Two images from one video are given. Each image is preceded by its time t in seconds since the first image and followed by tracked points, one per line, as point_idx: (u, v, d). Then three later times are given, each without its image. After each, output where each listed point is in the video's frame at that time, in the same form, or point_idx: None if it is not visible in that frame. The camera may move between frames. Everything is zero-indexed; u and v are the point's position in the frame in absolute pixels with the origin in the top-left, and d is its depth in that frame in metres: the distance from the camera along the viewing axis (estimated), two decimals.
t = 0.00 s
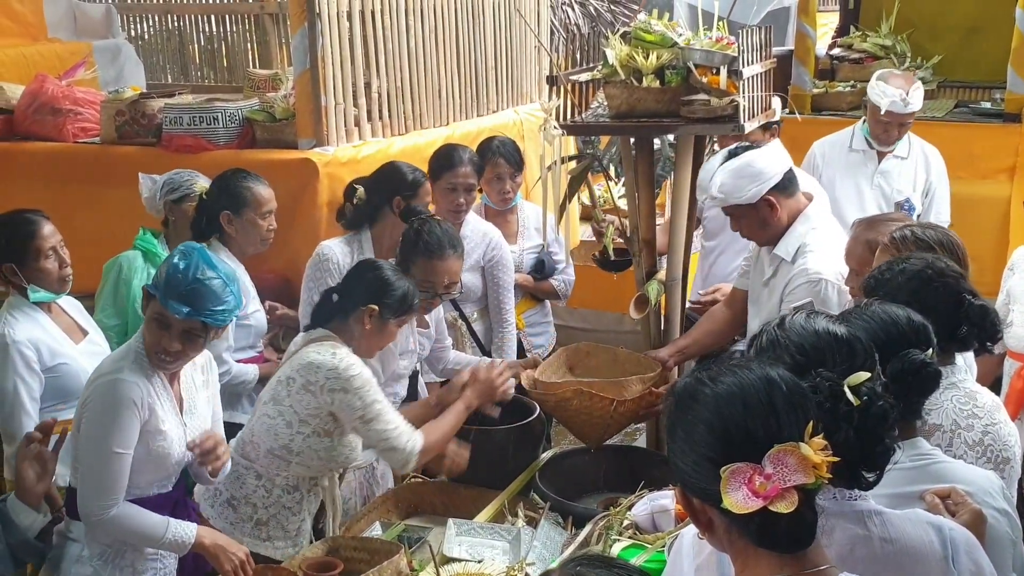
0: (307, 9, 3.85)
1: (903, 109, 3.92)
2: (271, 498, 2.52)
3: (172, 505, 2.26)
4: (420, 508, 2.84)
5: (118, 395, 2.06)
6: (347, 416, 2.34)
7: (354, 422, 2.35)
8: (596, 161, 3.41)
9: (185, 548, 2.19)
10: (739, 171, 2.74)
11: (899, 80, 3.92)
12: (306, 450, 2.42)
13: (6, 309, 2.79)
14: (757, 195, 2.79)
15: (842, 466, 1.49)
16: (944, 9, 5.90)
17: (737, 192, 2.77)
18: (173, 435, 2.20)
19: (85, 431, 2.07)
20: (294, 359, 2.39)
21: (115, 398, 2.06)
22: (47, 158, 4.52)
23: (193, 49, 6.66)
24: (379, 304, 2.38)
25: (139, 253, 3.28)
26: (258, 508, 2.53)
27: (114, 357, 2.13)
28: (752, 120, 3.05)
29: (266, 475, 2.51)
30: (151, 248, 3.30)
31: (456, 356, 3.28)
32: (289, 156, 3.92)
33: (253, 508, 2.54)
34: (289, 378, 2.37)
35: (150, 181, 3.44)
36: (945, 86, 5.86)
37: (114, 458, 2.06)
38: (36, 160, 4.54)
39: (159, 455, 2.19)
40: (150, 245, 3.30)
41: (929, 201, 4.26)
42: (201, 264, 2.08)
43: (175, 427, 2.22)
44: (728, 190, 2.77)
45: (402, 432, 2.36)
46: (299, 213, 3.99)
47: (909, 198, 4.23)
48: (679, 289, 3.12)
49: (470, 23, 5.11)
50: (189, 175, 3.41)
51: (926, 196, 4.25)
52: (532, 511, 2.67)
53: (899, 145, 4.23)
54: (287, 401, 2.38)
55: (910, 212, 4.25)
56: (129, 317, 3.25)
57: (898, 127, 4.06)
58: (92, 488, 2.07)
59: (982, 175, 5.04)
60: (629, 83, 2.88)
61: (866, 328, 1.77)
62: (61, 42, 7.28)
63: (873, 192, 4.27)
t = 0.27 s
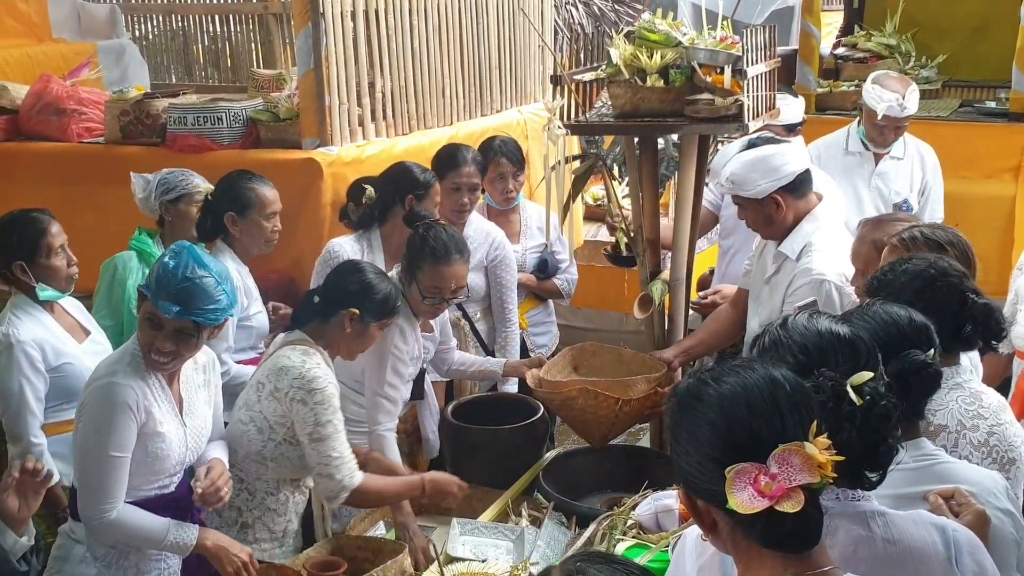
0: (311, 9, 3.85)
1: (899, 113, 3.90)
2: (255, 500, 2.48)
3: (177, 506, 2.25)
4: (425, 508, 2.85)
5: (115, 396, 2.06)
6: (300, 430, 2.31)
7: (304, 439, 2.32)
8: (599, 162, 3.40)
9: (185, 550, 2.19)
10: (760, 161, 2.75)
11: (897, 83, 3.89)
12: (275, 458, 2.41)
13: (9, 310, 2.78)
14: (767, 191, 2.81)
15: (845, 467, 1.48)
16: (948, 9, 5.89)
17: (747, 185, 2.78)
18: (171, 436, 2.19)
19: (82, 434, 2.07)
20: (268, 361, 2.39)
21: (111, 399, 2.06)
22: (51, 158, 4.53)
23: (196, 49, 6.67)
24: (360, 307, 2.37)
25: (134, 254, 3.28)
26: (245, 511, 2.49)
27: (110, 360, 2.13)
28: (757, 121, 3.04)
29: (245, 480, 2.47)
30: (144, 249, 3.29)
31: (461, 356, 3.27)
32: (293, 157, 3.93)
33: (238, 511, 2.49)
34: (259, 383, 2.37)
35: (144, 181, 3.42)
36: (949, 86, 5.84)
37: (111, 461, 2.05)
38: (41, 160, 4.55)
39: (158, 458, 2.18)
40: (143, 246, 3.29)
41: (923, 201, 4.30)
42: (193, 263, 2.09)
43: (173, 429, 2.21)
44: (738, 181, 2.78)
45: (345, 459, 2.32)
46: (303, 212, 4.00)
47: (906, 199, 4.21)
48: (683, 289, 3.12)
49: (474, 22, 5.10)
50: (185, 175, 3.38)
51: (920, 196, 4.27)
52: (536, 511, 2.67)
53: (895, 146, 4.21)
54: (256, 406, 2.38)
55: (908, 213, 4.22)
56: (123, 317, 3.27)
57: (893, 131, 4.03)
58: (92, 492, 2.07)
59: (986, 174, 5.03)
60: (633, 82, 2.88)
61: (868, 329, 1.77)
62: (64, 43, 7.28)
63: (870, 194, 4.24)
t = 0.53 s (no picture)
0: (315, 9, 3.85)
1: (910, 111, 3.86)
2: (251, 503, 2.48)
3: (180, 506, 2.26)
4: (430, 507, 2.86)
5: (113, 397, 2.06)
6: (274, 437, 2.33)
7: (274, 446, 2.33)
8: (604, 162, 3.40)
9: (190, 548, 2.19)
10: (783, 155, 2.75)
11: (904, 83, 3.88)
12: (255, 462, 2.43)
13: (13, 310, 2.78)
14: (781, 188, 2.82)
15: (850, 467, 1.48)
16: (953, 7, 5.88)
17: (763, 178, 2.80)
18: (168, 432, 2.18)
19: (79, 436, 2.06)
20: (259, 365, 2.40)
21: (107, 401, 2.05)
22: (56, 158, 4.53)
23: (201, 50, 6.68)
24: (348, 309, 2.36)
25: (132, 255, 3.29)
26: (241, 514, 2.49)
27: (106, 361, 2.12)
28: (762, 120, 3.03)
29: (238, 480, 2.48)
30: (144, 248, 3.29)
31: (464, 356, 3.27)
32: (297, 157, 3.93)
33: (235, 514, 2.49)
34: (248, 386, 2.39)
35: (139, 183, 3.45)
36: (954, 84, 5.83)
37: (109, 462, 2.05)
38: (46, 160, 4.56)
39: (158, 458, 2.18)
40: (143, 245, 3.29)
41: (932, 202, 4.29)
42: (185, 257, 2.08)
43: (172, 429, 2.21)
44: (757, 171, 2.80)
45: (306, 472, 2.32)
46: (307, 212, 4.00)
47: (916, 199, 4.21)
48: (687, 288, 3.12)
49: (478, 22, 5.10)
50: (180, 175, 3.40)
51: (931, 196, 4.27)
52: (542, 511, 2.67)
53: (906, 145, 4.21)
54: (245, 411, 2.40)
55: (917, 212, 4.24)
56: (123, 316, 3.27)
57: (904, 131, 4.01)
58: (90, 493, 2.06)
59: (992, 173, 5.02)
60: (637, 82, 2.87)
61: (872, 329, 1.77)
62: (70, 44, 7.29)
63: (880, 193, 4.23)
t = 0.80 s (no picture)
0: (317, 9, 3.85)
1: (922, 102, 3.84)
2: (248, 505, 2.47)
3: (181, 506, 2.28)
4: (432, 508, 2.86)
5: (103, 399, 2.04)
6: (267, 438, 2.32)
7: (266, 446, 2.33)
8: (605, 162, 3.40)
9: (164, 563, 2.18)
10: (800, 152, 2.77)
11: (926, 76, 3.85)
12: (250, 463, 2.43)
13: (16, 309, 2.78)
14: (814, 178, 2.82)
15: (853, 467, 1.47)
16: (954, 7, 5.87)
17: (793, 167, 2.80)
18: (165, 433, 2.17)
19: (68, 437, 2.05)
20: (259, 366, 2.40)
21: (97, 403, 2.04)
22: (57, 158, 4.53)
23: (202, 50, 6.69)
24: (349, 313, 2.36)
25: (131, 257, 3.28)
26: (239, 515, 2.49)
27: (100, 363, 2.11)
28: (764, 120, 3.03)
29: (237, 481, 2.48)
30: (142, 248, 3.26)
31: (465, 355, 3.27)
32: (298, 157, 3.93)
33: (233, 515, 2.49)
34: (247, 388, 2.39)
35: (138, 184, 3.49)
36: (956, 84, 5.82)
37: (94, 465, 2.02)
38: (47, 160, 4.56)
39: (149, 461, 2.16)
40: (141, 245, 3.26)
41: (954, 205, 4.26)
42: (178, 252, 2.11)
43: (166, 432, 2.19)
44: (787, 162, 2.79)
45: (292, 474, 2.32)
46: (309, 212, 4.00)
47: (936, 202, 4.17)
48: (689, 288, 3.12)
49: (478, 22, 5.10)
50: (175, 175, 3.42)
51: (952, 200, 4.24)
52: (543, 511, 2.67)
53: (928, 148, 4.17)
54: (242, 413, 2.40)
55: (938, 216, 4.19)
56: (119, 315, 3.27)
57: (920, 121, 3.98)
58: (74, 496, 2.04)
59: (994, 173, 5.01)
60: (639, 82, 2.87)
61: (874, 329, 1.77)
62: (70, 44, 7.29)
63: (900, 193, 4.18)
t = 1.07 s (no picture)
0: (319, 9, 3.85)
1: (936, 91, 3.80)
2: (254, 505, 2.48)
3: (184, 506, 2.28)
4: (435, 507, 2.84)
5: (95, 397, 2.04)
6: (277, 439, 2.33)
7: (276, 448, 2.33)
8: (607, 161, 3.40)
9: (168, 559, 2.17)
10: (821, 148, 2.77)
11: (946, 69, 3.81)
12: (258, 463, 2.42)
13: (22, 309, 2.78)
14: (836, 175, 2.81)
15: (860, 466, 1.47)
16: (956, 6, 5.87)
17: (817, 165, 2.78)
18: (161, 431, 2.17)
19: (63, 436, 2.05)
20: (268, 368, 2.39)
21: (89, 401, 2.03)
22: (60, 159, 4.54)
23: (204, 51, 6.69)
24: (361, 317, 2.38)
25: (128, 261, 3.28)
26: (243, 516, 2.50)
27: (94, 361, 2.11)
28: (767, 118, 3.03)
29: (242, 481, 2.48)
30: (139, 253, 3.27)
31: (468, 354, 3.27)
32: (301, 157, 3.94)
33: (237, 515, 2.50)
34: (256, 389, 2.38)
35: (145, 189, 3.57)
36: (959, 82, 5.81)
37: (89, 464, 2.02)
38: (50, 161, 4.56)
39: (147, 459, 2.15)
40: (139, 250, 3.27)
41: (971, 205, 4.15)
42: (163, 245, 2.12)
43: (163, 429, 2.18)
44: (811, 161, 2.78)
45: (301, 475, 2.33)
46: (312, 212, 4.00)
47: (950, 200, 4.06)
48: (692, 288, 3.12)
49: (481, 22, 5.10)
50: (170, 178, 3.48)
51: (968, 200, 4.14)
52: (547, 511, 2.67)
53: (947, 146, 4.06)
54: (251, 413, 2.40)
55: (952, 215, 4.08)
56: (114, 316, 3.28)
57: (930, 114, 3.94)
58: (71, 495, 2.04)
59: (998, 171, 5.00)
60: (641, 81, 2.87)
61: (880, 328, 1.76)
62: (73, 45, 7.29)
63: (914, 189, 4.09)
